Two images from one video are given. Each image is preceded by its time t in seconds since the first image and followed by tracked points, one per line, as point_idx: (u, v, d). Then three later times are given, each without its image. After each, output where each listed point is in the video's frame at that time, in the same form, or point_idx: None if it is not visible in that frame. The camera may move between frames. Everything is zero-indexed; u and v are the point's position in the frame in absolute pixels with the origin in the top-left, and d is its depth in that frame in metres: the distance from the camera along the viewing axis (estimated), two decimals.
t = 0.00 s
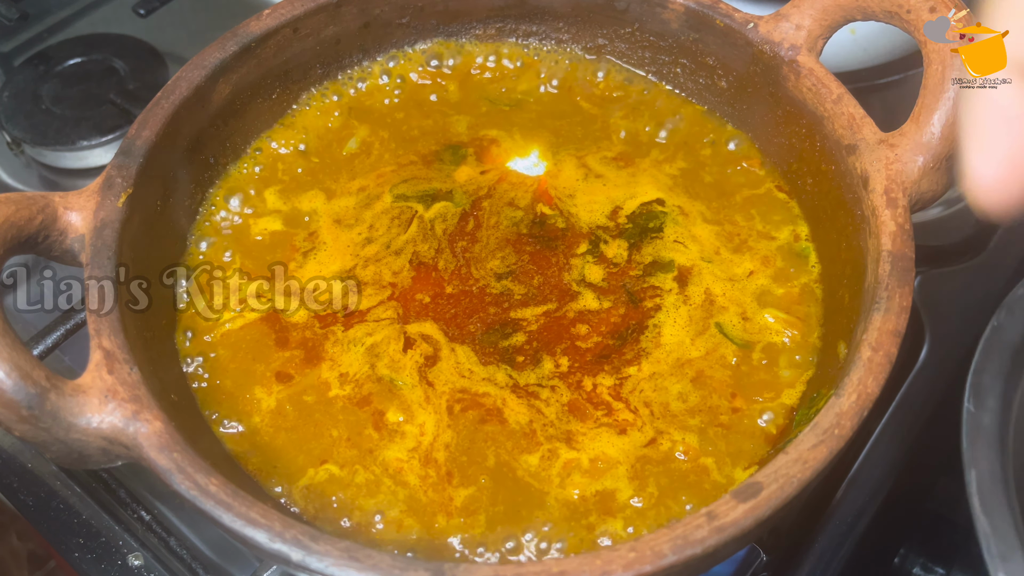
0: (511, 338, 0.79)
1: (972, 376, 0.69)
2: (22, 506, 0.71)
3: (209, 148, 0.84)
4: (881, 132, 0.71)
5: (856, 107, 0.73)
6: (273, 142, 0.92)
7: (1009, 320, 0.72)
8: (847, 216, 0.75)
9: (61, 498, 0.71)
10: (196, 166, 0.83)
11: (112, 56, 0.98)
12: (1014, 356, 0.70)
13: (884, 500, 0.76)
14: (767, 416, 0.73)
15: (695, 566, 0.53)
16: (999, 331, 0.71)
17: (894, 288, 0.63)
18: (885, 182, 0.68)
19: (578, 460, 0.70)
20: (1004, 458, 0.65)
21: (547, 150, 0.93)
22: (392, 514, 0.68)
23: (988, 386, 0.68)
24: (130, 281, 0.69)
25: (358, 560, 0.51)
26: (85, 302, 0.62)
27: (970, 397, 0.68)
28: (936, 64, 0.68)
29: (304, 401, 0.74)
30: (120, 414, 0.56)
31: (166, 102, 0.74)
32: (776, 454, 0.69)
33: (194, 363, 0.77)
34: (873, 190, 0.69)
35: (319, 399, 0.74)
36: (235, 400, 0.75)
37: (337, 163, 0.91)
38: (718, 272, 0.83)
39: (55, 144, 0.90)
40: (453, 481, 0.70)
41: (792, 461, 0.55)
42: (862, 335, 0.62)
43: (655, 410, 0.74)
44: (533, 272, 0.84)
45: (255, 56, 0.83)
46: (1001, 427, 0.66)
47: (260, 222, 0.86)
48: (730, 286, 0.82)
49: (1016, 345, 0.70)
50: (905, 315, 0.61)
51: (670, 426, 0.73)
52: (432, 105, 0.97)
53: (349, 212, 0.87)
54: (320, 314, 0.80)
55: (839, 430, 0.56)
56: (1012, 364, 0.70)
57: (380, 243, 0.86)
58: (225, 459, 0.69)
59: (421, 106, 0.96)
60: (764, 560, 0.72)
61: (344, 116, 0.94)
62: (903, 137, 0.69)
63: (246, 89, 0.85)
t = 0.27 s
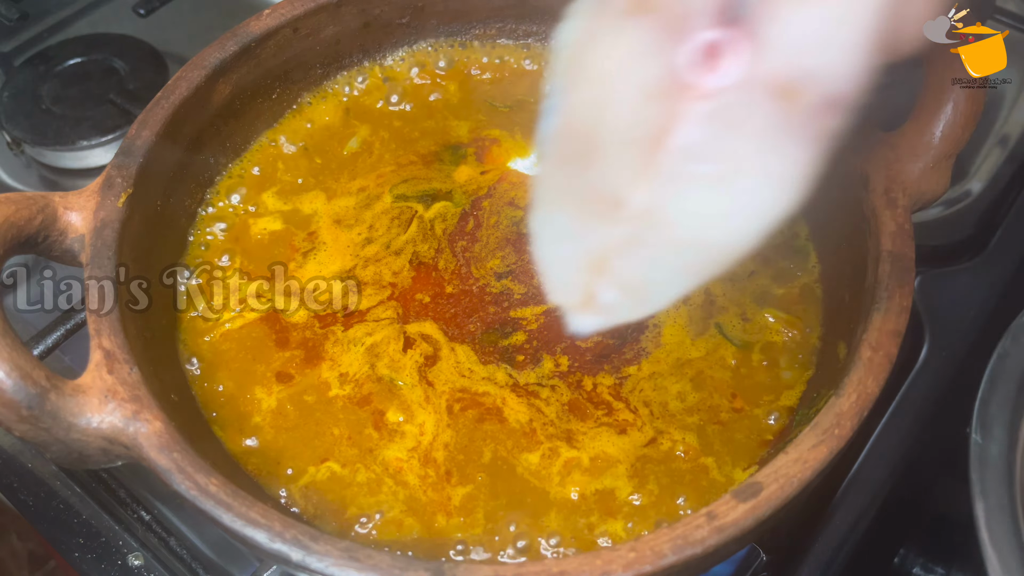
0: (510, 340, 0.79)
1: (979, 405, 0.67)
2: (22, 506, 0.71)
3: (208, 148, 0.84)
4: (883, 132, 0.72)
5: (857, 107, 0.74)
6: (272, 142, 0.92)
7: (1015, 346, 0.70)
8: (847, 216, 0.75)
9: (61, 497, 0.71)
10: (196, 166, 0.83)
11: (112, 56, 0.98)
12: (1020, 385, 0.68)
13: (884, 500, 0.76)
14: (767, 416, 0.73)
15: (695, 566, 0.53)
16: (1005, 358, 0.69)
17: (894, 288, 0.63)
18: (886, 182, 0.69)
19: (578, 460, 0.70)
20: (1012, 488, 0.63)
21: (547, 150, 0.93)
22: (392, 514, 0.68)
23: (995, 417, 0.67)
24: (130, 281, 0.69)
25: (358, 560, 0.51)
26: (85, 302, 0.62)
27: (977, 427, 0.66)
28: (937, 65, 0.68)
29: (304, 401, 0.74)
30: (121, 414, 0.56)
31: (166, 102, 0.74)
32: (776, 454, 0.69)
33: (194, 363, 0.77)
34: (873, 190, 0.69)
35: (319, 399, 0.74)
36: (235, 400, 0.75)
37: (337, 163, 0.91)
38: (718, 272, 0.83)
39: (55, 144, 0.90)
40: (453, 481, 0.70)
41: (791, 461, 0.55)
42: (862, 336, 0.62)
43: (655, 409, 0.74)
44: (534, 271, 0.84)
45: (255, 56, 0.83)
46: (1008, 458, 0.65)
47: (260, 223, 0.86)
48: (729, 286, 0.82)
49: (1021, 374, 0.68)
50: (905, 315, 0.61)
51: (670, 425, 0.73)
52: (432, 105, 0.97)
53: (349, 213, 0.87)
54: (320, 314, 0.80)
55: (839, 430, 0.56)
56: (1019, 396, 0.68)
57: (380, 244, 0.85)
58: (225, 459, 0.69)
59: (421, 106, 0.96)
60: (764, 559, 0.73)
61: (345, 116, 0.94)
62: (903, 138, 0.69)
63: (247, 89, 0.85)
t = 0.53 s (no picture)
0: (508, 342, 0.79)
1: (972, 469, 0.63)
2: (21, 506, 0.71)
3: (208, 148, 0.84)
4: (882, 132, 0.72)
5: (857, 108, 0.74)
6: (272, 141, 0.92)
7: (1007, 404, 0.66)
8: (847, 216, 0.75)
9: (61, 498, 0.71)
10: (195, 166, 0.83)
11: (112, 56, 0.98)
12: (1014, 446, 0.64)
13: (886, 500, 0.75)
14: (767, 417, 0.73)
15: (696, 566, 0.53)
16: (996, 418, 0.65)
17: (895, 288, 0.63)
18: (886, 182, 0.69)
19: (578, 461, 0.70)
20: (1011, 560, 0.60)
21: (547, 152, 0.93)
22: (392, 516, 0.68)
23: (990, 481, 0.63)
24: (130, 281, 0.70)
25: (358, 561, 0.50)
26: (85, 302, 0.62)
27: (972, 494, 0.62)
28: (937, 64, 0.68)
29: (304, 402, 0.74)
30: (120, 414, 0.56)
31: (166, 102, 0.74)
32: (777, 454, 0.69)
33: (194, 363, 0.77)
34: (874, 190, 0.69)
35: (319, 399, 0.74)
36: (234, 400, 0.75)
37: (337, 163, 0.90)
38: (718, 272, 0.83)
39: (55, 144, 0.89)
40: (453, 482, 0.69)
41: (792, 461, 0.54)
42: (863, 336, 0.62)
43: (655, 410, 0.74)
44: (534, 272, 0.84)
45: (254, 55, 0.83)
46: (1004, 528, 0.61)
47: (259, 223, 0.86)
48: (730, 286, 0.82)
49: (1014, 433, 0.65)
50: (906, 315, 0.61)
51: (670, 426, 0.73)
52: (432, 105, 0.96)
53: (348, 214, 0.87)
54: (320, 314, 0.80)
55: (840, 430, 0.56)
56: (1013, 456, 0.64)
57: (380, 244, 0.85)
58: (226, 460, 0.69)
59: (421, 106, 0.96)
60: (764, 560, 0.74)
61: (345, 116, 0.94)
62: (903, 137, 0.69)
63: (246, 89, 0.85)
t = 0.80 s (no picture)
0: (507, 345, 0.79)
1: (982, 488, 0.65)
2: (20, 507, 0.71)
3: (207, 148, 0.85)
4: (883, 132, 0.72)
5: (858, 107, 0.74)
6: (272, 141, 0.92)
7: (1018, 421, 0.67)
8: (848, 216, 0.75)
9: (60, 498, 0.71)
10: (195, 166, 0.84)
11: (111, 55, 0.98)
12: None
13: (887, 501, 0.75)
14: (767, 418, 0.73)
15: (697, 567, 0.53)
16: (1006, 435, 0.67)
17: (896, 288, 0.62)
18: (887, 181, 0.69)
19: (578, 461, 0.70)
20: None
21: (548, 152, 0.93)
22: (391, 517, 0.67)
23: (1000, 501, 0.64)
24: (130, 281, 0.70)
25: (357, 562, 0.50)
26: (85, 302, 0.61)
27: (982, 513, 0.64)
28: (939, 63, 0.68)
29: (304, 402, 0.74)
30: (118, 415, 0.56)
31: (165, 101, 0.74)
32: (777, 455, 0.70)
33: (193, 363, 0.77)
34: (874, 189, 0.69)
35: (318, 400, 0.74)
36: (233, 401, 0.74)
37: (336, 162, 0.90)
38: (719, 272, 0.82)
39: (53, 144, 0.89)
40: (452, 483, 0.69)
41: (793, 462, 0.54)
42: (864, 336, 0.62)
43: (655, 410, 0.73)
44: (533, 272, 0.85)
45: (253, 54, 0.83)
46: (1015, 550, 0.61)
47: (258, 224, 0.85)
48: (732, 287, 0.81)
49: None
50: (907, 315, 0.61)
51: (670, 427, 0.72)
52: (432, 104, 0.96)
53: (348, 214, 0.87)
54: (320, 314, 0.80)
55: (841, 430, 0.55)
56: None
57: (380, 244, 0.85)
58: (226, 462, 0.69)
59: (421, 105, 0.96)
60: (765, 561, 0.74)
61: (345, 115, 0.94)
62: (904, 137, 0.69)
63: (245, 89, 0.85)
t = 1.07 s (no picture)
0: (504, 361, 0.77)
1: (1003, 491, 0.64)
2: (20, 507, 0.71)
3: (207, 148, 0.85)
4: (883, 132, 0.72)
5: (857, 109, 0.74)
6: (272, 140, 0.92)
7: None
8: (848, 216, 0.75)
9: (60, 498, 0.71)
10: (195, 166, 0.84)
11: (111, 55, 0.98)
12: None
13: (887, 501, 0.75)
14: (766, 419, 0.73)
15: (698, 567, 0.53)
16: None
17: (896, 288, 0.62)
18: (887, 181, 0.69)
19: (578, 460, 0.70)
20: None
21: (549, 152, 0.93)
22: (391, 517, 0.67)
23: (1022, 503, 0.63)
24: (130, 281, 0.70)
25: (358, 562, 0.50)
26: (85, 302, 0.61)
27: (1003, 515, 0.63)
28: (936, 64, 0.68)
29: (304, 402, 0.74)
30: (118, 415, 0.56)
31: (164, 101, 0.74)
32: (776, 457, 0.69)
33: (192, 363, 0.77)
34: (875, 189, 0.69)
35: (319, 399, 0.74)
36: (233, 401, 0.74)
37: (337, 163, 0.90)
38: (718, 271, 0.82)
39: (53, 144, 0.89)
40: (452, 483, 0.69)
41: (793, 462, 0.54)
42: (864, 335, 0.62)
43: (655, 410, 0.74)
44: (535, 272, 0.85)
45: (253, 54, 0.83)
46: None
47: (258, 223, 0.85)
48: (732, 286, 0.81)
49: None
50: (907, 315, 0.61)
51: (670, 428, 0.72)
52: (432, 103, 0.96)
53: (348, 214, 0.86)
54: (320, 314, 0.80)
55: (841, 430, 0.55)
56: None
57: (380, 244, 0.85)
58: (225, 461, 0.69)
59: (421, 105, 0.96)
60: (765, 561, 0.74)
61: (344, 115, 0.94)
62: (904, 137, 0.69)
63: (245, 88, 0.85)
